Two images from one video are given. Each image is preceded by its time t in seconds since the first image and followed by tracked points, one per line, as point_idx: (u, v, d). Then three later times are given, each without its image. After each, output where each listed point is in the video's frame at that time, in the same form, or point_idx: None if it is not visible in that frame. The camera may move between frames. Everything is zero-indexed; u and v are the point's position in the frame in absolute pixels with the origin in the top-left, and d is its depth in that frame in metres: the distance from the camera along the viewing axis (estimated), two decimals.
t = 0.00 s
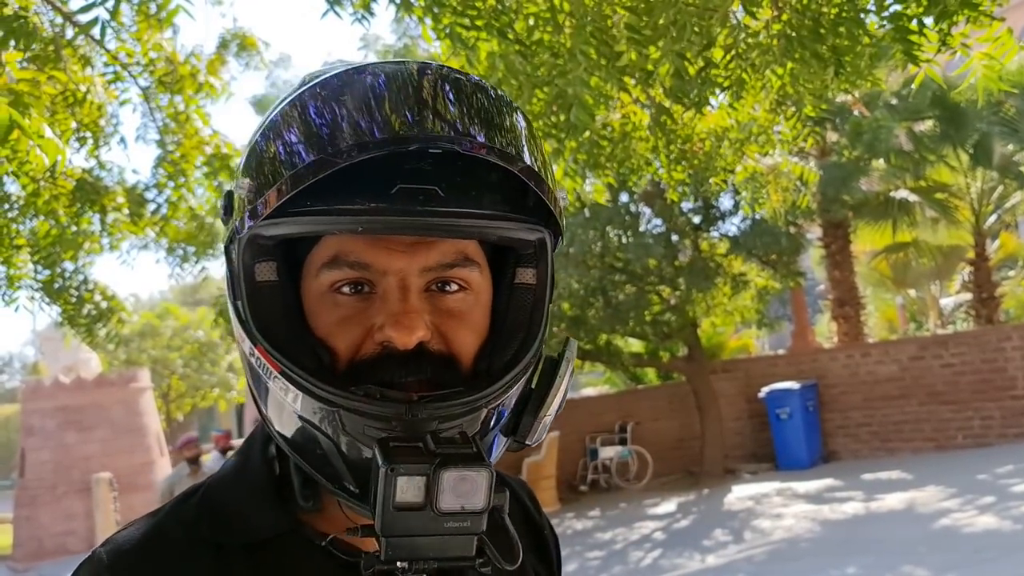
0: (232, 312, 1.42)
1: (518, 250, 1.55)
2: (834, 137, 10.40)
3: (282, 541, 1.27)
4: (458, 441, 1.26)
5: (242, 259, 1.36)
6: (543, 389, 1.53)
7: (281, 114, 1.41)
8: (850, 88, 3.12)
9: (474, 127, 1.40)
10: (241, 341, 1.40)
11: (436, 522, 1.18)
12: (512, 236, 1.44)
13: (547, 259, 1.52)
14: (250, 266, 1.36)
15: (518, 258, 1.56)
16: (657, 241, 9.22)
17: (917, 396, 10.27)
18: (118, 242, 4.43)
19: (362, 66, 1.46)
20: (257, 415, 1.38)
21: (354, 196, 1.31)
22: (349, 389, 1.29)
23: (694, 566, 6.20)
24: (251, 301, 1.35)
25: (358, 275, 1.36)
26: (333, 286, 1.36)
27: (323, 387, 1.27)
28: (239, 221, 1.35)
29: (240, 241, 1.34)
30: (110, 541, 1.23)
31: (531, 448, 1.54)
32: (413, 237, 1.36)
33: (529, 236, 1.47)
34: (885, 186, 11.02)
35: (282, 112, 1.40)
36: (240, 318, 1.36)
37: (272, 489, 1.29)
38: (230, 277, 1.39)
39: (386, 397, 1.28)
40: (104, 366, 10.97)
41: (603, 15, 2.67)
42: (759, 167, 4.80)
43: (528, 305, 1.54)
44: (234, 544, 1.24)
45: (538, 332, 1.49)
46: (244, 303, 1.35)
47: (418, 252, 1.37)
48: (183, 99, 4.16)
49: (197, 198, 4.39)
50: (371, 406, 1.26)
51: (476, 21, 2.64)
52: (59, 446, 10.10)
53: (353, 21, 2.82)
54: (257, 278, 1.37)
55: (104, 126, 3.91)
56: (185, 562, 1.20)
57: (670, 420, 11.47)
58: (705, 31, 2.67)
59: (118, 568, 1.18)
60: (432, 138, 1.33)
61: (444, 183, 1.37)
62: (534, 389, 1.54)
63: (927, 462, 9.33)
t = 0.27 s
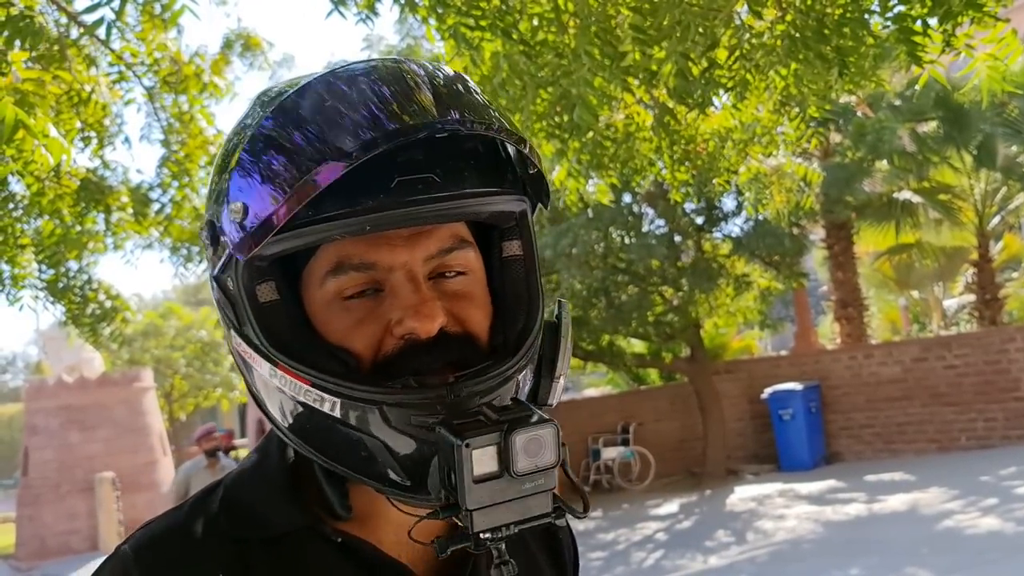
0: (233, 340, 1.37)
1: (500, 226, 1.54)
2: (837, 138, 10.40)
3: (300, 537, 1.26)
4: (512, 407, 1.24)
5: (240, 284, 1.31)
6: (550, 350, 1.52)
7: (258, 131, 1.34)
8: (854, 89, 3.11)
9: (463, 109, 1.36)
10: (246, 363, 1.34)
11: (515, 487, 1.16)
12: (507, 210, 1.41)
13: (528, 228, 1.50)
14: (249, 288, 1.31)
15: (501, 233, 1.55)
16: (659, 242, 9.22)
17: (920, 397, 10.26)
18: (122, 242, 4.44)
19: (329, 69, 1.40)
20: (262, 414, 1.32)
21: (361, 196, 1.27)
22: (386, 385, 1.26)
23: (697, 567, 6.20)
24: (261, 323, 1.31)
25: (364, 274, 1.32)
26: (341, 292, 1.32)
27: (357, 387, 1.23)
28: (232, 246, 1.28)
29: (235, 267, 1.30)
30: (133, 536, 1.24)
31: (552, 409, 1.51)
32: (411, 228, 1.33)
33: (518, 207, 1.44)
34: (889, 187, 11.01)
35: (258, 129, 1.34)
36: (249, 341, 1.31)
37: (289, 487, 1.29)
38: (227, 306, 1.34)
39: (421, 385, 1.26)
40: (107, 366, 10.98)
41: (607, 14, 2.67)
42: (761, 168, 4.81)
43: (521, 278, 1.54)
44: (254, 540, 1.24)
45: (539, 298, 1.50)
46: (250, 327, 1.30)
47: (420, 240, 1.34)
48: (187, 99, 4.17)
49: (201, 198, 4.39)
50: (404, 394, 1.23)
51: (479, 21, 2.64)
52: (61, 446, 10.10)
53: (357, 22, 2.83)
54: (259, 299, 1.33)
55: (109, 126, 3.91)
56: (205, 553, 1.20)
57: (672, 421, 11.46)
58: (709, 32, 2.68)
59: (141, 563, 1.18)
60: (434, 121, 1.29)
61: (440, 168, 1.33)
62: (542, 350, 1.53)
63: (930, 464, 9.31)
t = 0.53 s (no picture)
0: (230, 349, 1.37)
1: (498, 237, 1.54)
2: (840, 141, 10.38)
3: (309, 548, 1.26)
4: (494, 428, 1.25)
5: (234, 296, 1.31)
6: (548, 364, 1.52)
7: (255, 142, 1.35)
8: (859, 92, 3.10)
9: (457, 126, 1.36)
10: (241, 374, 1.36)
11: (492, 508, 1.17)
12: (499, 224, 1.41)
13: (527, 239, 1.50)
14: (244, 301, 1.32)
15: (499, 245, 1.55)
16: (662, 245, 9.21)
17: (922, 400, 10.25)
18: (124, 244, 4.44)
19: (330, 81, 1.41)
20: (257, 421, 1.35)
21: (348, 213, 1.27)
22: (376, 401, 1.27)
23: (699, 570, 6.19)
24: (254, 336, 1.31)
25: (355, 288, 1.32)
26: (332, 306, 1.32)
27: (346, 404, 1.25)
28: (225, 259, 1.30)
29: (229, 280, 1.30)
30: (137, 550, 1.24)
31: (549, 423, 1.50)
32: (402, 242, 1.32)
33: (513, 220, 1.44)
34: (892, 190, 10.99)
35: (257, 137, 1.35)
36: (242, 354, 1.32)
37: (293, 497, 1.30)
38: (222, 316, 1.34)
39: (409, 402, 1.26)
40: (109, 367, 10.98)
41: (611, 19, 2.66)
42: (764, 172, 4.80)
43: (519, 290, 1.53)
44: (261, 553, 1.24)
45: (534, 311, 1.48)
46: (243, 340, 1.31)
47: (411, 255, 1.34)
48: (190, 102, 4.17)
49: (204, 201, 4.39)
50: (388, 409, 1.24)
51: (483, 26, 2.64)
52: (63, 447, 10.10)
53: (361, 26, 2.83)
54: (254, 312, 1.33)
55: (112, 129, 3.91)
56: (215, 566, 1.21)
57: (674, 423, 11.45)
58: (714, 36, 2.67)
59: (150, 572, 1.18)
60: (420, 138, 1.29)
61: (429, 184, 1.32)
62: (540, 364, 1.52)
63: (932, 467, 9.29)
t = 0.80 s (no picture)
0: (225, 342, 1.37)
1: (507, 251, 1.46)
2: (840, 143, 10.39)
3: (311, 564, 1.27)
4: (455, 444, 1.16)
5: (233, 292, 1.31)
6: (547, 386, 1.47)
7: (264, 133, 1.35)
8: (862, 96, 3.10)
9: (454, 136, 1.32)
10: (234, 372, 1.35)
11: (443, 528, 1.06)
12: (496, 239, 1.34)
13: (536, 258, 1.42)
14: (240, 298, 1.31)
15: (507, 258, 1.47)
16: (662, 247, 9.22)
17: (923, 403, 10.24)
18: (125, 245, 4.43)
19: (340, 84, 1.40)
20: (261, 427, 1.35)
21: (331, 217, 1.24)
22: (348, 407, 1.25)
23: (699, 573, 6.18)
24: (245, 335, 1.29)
25: (346, 294, 1.31)
26: (323, 310, 1.31)
27: (321, 409, 1.23)
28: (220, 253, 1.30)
29: (225, 276, 1.29)
30: (134, 561, 1.23)
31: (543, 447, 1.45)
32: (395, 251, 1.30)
33: (513, 235, 1.36)
34: (892, 192, 11.00)
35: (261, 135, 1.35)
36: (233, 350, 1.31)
37: (295, 505, 1.30)
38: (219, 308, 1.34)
39: (385, 412, 1.23)
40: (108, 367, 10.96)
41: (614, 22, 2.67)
42: (765, 175, 4.81)
43: (522, 304, 1.45)
44: (262, 565, 1.25)
45: (535, 329, 1.41)
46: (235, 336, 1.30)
47: (403, 264, 1.31)
48: (191, 103, 4.16)
49: (205, 202, 4.39)
50: (360, 418, 1.21)
51: (486, 29, 2.63)
52: (62, 447, 10.07)
53: (363, 27, 2.82)
54: (250, 310, 1.32)
55: (112, 130, 3.90)
56: None
57: (673, 425, 11.43)
58: (717, 39, 2.67)
59: None
60: (403, 145, 1.27)
61: (418, 194, 1.28)
62: (541, 385, 1.48)
63: (933, 469, 9.28)
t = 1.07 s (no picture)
0: (239, 350, 1.39)
1: (506, 231, 1.60)
2: (841, 143, 10.38)
3: (320, 549, 1.29)
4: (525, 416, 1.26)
5: (247, 297, 1.35)
6: (559, 357, 1.57)
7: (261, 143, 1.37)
8: (863, 93, 3.10)
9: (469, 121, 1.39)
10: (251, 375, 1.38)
11: (534, 496, 1.16)
12: (512, 216, 1.45)
13: (536, 235, 1.57)
14: (256, 301, 1.35)
15: (507, 238, 1.61)
16: (662, 246, 9.22)
17: (922, 403, 10.25)
18: (125, 241, 4.43)
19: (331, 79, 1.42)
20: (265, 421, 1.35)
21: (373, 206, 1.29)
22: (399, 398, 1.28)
23: (698, 572, 6.19)
24: (266, 336, 1.34)
25: (371, 283, 1.35)
26: (347, 303, 1.36)
27: (371, 401, 1.25)
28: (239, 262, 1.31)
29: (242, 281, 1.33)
30: (146, 544, 1.24)
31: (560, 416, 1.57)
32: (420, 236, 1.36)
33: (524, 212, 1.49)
34: (892, 192, 11.02)
35: (264, 140, 1.36)
36: (257, 354, 1.34)
37: (307, 493, 1.32)
38: (233, 317, 1.37)
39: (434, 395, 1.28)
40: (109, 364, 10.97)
41: (617, 17, 2.67)
42: (766, 172, 4.81)
43: (528, 281, 1.60)
44: (274, 552, 1.27)
45: (547, 305, 1.55)
46: (257, 339, 1.33)
47: (425, 250, 1.37)
48: (193, 99, 4.17)
49: (204, 198, 4.38)
50: (413, 405, 1.25)
51: (488, 24, 2.64)
52: (63, 444, 10.08)
53: (363, 23, 2.81)
54: (267, 311, 1.37)
55: (113, 126, 3.89)
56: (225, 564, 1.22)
57: (673, 424, 11.43)
58: (719, 35, 2.67)
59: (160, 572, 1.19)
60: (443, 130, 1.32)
61: (448, 177, 1.37)
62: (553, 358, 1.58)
63: (932, 469, 9.29)
